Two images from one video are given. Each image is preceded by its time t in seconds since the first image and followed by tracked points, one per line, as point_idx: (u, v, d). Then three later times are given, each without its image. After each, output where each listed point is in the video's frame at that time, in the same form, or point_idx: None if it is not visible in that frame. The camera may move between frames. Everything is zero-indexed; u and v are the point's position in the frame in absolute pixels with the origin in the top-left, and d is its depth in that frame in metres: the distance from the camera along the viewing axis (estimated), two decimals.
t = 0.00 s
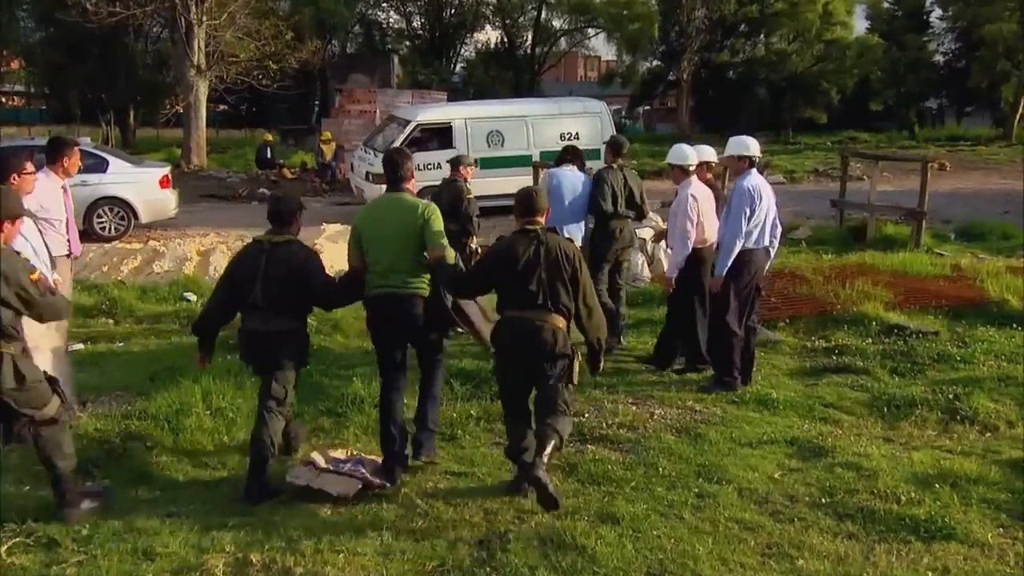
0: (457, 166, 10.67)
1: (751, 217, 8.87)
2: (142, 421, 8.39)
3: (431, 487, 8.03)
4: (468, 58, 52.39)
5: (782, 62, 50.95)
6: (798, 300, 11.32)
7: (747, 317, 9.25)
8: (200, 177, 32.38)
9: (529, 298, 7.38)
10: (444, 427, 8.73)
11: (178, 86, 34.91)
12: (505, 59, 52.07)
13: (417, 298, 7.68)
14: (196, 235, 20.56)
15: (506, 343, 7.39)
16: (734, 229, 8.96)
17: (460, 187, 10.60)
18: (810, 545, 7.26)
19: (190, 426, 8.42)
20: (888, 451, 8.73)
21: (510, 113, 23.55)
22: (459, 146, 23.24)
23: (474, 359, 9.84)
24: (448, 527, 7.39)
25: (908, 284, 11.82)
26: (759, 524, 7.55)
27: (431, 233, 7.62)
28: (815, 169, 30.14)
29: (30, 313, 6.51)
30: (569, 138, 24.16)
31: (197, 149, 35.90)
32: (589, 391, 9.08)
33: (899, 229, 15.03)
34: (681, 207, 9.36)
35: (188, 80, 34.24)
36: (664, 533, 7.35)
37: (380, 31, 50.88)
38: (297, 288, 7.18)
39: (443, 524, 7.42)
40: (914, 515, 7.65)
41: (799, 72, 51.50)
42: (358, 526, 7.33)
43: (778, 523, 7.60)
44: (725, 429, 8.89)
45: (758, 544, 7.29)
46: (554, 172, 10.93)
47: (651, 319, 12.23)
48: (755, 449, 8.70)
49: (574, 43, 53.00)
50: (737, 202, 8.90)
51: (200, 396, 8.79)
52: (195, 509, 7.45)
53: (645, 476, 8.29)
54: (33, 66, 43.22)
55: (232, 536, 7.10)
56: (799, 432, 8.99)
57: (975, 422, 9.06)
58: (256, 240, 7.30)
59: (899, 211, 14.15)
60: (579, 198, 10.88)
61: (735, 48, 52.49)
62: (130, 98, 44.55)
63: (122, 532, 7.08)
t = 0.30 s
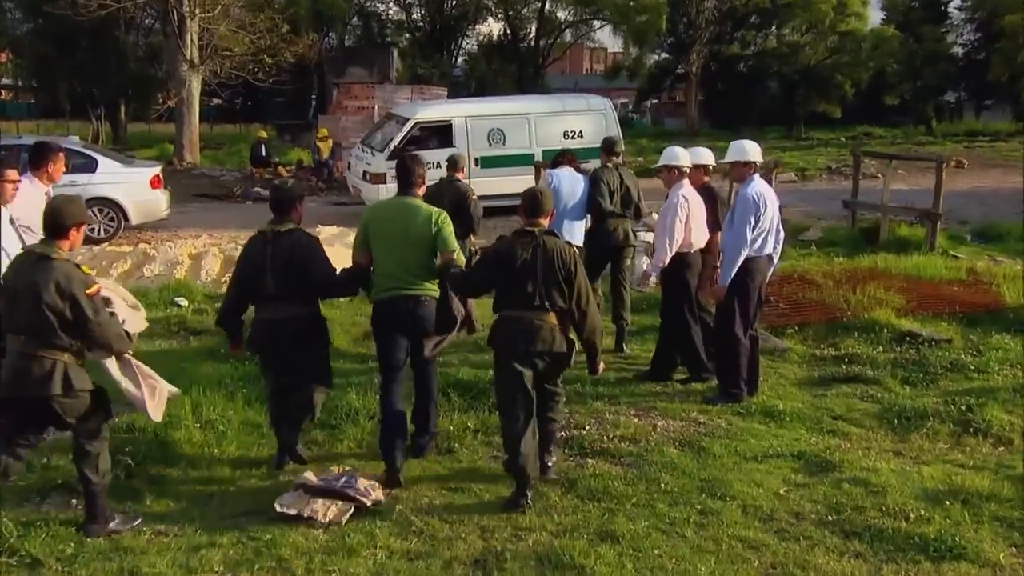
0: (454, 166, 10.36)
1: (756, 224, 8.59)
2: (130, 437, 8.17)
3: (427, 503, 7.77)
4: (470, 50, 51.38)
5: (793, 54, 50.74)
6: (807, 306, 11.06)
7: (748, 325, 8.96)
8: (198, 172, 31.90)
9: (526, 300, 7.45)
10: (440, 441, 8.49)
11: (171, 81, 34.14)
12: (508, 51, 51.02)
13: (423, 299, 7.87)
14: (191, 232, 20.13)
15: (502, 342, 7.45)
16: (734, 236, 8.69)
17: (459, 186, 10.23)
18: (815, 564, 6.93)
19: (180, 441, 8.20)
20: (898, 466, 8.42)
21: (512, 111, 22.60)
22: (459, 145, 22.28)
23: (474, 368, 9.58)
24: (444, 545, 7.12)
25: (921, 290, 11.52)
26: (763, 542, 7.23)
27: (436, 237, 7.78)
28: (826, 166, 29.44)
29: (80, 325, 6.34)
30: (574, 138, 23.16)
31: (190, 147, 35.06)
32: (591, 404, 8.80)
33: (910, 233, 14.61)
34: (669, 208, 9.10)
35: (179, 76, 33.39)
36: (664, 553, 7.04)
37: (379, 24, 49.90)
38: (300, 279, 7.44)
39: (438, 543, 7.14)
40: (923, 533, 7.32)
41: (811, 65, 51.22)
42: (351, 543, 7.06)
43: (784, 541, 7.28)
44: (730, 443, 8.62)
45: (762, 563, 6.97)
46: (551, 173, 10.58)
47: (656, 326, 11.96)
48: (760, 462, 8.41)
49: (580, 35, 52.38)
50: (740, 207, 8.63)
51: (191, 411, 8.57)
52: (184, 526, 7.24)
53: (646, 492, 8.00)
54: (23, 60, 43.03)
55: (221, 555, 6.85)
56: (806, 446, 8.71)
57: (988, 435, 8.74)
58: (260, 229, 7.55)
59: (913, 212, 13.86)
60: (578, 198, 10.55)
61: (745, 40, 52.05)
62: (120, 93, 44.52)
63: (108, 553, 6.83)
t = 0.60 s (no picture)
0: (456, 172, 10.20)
1: (757, 232, 8.34)
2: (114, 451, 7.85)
3: (421, 521, 7.42)
4: (470, 43, 51.89)
5: (805, 45, 49.76)
6: (816, 312, 10.75)
7: (752, 334, 8.67)
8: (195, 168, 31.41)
9: (530, 300, 7.38)
10: (435, 455, 8.19)
11: (161, 74, 33.05)
12: (510, 43, 52.19)
13: (427, 296, 7.93)
14: (178, 233, 19.60)
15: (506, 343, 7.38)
16: (734, 243, 8.44)
17: (465, 191, 10.01)
18: None
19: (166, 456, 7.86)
20: (908, 482, 8.07)
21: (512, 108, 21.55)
22: (458, 144, 21.27)
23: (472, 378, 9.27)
24: (438, 565, 6.77)
25: (933, 296, 11.20)
26: (768, 563, 6.84)
27: (441, 235, 7.89)
28: (838, 165, 28.73)
29: (115, 320, 6.08)
30: (575, 136, 22.09)
31: (181, 144, 33.84)
32: (589, 416, 8.54)
33: (923, 235, 14.25)
34: (659, 210, 8.61)
35: (169, 70, 32.33)
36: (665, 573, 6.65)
37: (377, 16, 50.15)
38: (315, 284, 7.47)
39: (433, 562, 6.79)
40: (932, 554, 6.95)
41: (824, 57, 49.72)
42: (343, 563, 6.73)
43: (789, 562, 6.88)
44: (733, 456, 8.28)
45: None
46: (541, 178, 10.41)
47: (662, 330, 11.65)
48: (764, 478, 8.06)
49: (583, 27, 54.61)
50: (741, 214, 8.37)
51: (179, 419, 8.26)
52: (170, 545, 6.95)
53: (646, 509, 7.64)
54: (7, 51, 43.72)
55: None
56: (813, 460, 8.37)
57: (1001, 449, 8.45)
58: (273, 238, 7.57)
59: (926, 213, 13.56)
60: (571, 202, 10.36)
61: (755, 32, 51.64)
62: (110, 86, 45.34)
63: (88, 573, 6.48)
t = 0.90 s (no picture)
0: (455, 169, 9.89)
1: (761, 243, 8.15)
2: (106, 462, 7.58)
3: (418, 537, 7.10)
4: (474, 37, 50.88)
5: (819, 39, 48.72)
6: (827, 318, 10.47)
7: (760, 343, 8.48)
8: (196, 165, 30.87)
9: (534, 290, 7.41)
10: (433, 470, 7.92)
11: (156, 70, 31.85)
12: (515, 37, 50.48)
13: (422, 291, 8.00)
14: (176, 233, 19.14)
15: (513, 329, 7.46)
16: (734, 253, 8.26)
17: (463, 192, 9.83)
18: None
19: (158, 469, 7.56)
20: (920, 497, 7.69)
21: (515, 106, 20.25)
22: (459, 144, 20.00)
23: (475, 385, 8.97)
24: None
25: (948, 302, 10.89)
26: None
27: (436, 229, 7.97)
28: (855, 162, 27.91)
29: (152, 325, 6.36)
30: (580, 135, 20.72)
31: (176, 141, 32.59)
32: (591, 428, 8.35)
33: (939, 238, 13.87)
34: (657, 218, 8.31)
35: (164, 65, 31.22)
36: None
37: (377, 8, 49.64)
38: (330, 272, 7.75)
39: None
40: (942, 573, 6.56)
41: (839, 51, 49.00)
42: None
43: None
44: (740, 471, 7.99)
45: None
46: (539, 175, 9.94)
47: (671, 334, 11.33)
48: (771, 493, 7.72)
49: (591, 20, 53.68)
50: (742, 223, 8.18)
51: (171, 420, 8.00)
52: (160, 563, 6.65)
53: (648, 525, 7.29)
54: None
55: None
56: (822, 475, 8.08)
57: (1017, 461, 8.10)
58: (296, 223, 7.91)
59: (943, 215, 13.23)
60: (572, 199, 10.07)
61: (768, 24, 50.03)
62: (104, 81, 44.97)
63: None
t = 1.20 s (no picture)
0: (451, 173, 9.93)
1: (765, 252, 7.89)
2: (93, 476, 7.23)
3: (415, 553, 6.77)
4: (478, 29, 50.15)
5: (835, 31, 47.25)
6: (839, 326, 10.14)
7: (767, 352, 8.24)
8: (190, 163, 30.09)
9: (529, 288, 7.52)
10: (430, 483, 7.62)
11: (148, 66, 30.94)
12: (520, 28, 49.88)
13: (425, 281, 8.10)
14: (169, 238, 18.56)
15: (508, 330, 7.53)
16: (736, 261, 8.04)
17: (461, 195, 9.95)
18: None
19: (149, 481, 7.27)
20: (931, 514, 7.35)
21: (517, 104, 19.65)
22: (459, 144, 19.46)
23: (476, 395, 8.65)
24: None
25: (964, 309, 10.58)
26: None
27: (436, 220, 8.01)
28: (869, 160, 27.03)
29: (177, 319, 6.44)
30: (586, 133, 20.02)
31: (169, 138, 31.29)
32: (593, 442, 8.11)
33: (955, 240, 13.51)
34: (657, 224, 8.12)
35: (156, 61, 29.98)
36: None
37: None
38: (342, 277, 7.62)
39: None
40: None
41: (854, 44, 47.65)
42: None
43: None
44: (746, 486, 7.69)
45: None
46: (551, 177, 10.23)
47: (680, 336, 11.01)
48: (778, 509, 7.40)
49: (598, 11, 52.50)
50: (744, 230, 7.96)
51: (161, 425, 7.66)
52: None
53: (651, 544, 6.94)
54: None
55: None
56: (831, 489, 7.79)
57: None
58: (301, 231, 7.72)
59: (960, 217, 12.91)
60: (582, 204, 10.16)
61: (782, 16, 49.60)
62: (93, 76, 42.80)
63: None
